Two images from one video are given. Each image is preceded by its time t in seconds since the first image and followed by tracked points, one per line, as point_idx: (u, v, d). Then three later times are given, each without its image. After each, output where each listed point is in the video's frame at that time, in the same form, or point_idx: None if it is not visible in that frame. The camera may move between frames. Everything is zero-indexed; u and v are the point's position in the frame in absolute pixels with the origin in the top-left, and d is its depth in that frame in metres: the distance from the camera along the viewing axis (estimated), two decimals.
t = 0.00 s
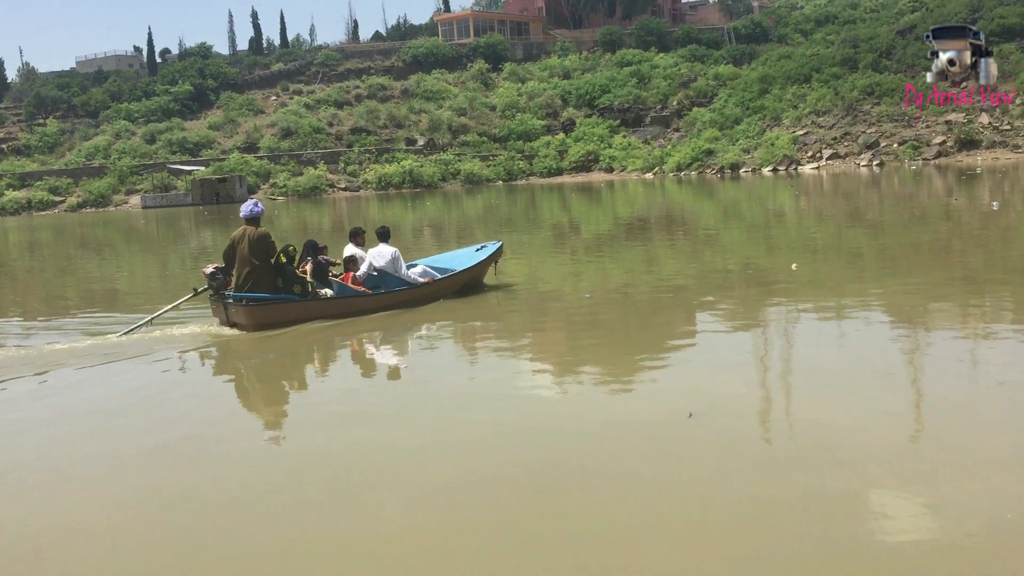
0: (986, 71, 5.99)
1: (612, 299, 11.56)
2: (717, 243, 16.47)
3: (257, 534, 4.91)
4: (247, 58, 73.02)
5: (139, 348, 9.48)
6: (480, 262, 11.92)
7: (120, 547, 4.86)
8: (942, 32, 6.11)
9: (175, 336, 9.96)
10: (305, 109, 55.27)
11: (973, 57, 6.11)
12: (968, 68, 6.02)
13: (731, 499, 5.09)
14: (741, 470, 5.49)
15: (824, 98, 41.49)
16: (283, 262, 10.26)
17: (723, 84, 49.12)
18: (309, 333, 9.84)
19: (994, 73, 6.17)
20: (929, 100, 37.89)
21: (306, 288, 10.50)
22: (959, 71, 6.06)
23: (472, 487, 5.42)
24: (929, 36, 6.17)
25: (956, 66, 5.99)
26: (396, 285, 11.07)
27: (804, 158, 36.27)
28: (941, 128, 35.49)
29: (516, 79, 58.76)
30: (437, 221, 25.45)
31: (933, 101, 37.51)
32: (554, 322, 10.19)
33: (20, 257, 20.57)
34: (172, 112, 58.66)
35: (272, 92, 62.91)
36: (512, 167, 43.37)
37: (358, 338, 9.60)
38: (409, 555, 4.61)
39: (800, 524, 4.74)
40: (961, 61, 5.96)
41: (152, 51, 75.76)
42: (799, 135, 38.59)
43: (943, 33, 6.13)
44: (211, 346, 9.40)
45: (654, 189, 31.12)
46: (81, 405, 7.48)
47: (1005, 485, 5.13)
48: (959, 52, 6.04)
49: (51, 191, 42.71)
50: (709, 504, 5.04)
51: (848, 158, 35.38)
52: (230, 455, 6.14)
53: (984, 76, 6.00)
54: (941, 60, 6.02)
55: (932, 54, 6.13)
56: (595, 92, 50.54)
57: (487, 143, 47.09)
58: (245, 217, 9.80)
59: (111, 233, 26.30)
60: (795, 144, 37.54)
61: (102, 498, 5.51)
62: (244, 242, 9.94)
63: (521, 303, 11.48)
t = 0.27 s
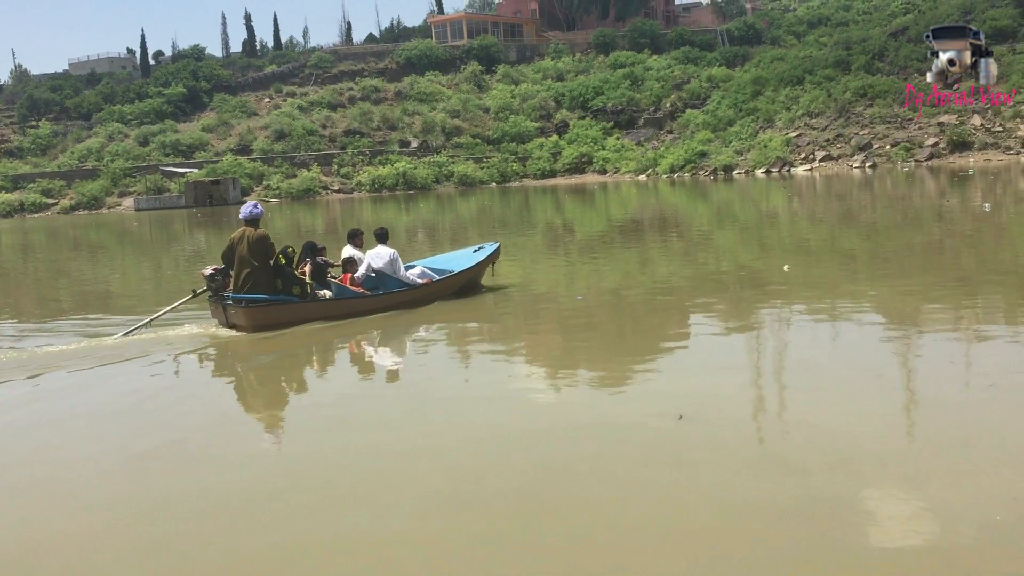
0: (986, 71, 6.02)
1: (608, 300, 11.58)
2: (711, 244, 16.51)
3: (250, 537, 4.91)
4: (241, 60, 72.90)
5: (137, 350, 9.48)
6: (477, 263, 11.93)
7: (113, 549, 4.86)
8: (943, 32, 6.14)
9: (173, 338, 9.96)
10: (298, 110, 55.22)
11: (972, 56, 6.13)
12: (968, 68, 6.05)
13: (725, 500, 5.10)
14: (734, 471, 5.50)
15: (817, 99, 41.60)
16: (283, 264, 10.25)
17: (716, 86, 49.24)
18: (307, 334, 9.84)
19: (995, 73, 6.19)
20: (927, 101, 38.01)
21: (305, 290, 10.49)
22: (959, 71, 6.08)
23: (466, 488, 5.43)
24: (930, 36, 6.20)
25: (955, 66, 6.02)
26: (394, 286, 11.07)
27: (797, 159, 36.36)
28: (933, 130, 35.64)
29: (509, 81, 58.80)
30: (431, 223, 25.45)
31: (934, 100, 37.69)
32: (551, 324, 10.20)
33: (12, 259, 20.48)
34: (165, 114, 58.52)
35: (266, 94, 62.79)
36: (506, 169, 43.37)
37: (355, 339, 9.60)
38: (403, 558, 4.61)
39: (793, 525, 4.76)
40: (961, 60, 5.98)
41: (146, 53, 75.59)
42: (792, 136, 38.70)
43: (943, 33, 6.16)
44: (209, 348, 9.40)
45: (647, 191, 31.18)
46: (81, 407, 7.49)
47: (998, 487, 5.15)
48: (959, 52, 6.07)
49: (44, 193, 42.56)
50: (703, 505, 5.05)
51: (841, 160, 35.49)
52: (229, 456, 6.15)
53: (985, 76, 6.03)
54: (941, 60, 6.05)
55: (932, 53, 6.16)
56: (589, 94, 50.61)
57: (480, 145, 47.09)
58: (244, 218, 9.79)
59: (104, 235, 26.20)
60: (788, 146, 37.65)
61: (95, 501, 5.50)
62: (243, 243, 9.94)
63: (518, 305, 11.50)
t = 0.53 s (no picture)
0: (986, 71, 6.07)
1: (605, 302, 11.61)
2: (706, 245, 16.56)
3: (250, 537, 4.93)
4: (236, 62, 72.83)
5: (137, 350, 9.49)
6: (477, 264, 11.95)
7: (112, 550, 4.86)
8: (942, 32, 6.20)
9: (173, 338, 9.98)
10: (293, 112, 55.20)
11: (972, 57, 6.18)
12: (968, 67, 6.10)
13: (717, 500, 5.14)
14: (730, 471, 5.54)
15: (811, 101, 41.71)
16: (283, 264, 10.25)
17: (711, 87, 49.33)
18: (306, 335, 9.85)
19: (995, 73, 6.24)
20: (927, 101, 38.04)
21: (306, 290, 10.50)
22: (959, 71, 6.13)
23: (465, 488, 5.45)
24: (930, 36, 6.25)
25: (955, 66, 6.07)
26: (394, 287, 11.07)
27: (791, 161, 36.44)
28: (927, 131, 35.76)
29: (504, 82, 58.85)
30: (426, 224, 25.47)
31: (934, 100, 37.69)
32: (549, 325, 10.23)
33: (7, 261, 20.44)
34: (159, 115, 58.43)
35: (261, 95, 62.73)
36: (501, 171, 43.39)
37: (354, 339, 9.62)
38: (398, 556, 4.64)
39: (787, 527, 4.79)
40: (961, 61, 6.03)
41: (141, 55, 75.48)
42: (786, 138, 38.79)
43: (943, 33, 6.21)
44: (208, 348, 9.42)
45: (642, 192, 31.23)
46: (82, 408, 7.51)
47: (992, 486, 5.19)
48: (959, 52, 6.11)
49: (38, 195, 42.45)
50: (699, 504, 5.09)
51: (835, 161, 35.58)
52: (229, 457, 6.16)
53: (985, 76, 6.08)
54: (942, 61, 6.09)
55: (932, 53, 6.22)
56: (584, 95, 50.69)
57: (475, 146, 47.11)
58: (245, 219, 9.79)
59: (99, 237, 26.15)
60: (782, 147, 37.74)
61: (94, 500, 5.52)
62: (243, 244, 9.93)
63: (516, 305, 11.52)
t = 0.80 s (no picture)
0: (986, 72, 6.09)
1: (603, 302, 11.63)
2: (702, 246, 16.58)
3: (250, 538, 4.93)
4: (232, 62, 72.72)
5: (136, 350, 9.49)
6: (476, 264, 11.96)
7: (111, 551, 4.87)
8: (942, 32, 6.23)
9: (173, 338, 9.98)
10: (289, 112, 55.15)
11: (973, 57, 6.20)
12: (968, 68, 6.12)
13: (716, 500, 5.16)
14: (730, 470, 5.55)
15: (806, 101, 41.79)
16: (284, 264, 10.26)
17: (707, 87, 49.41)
18: (306, 334, 9.86)
19: (995, 73, 6.26)
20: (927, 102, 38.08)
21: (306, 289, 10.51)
22: (959, 71, 6.15)
23: (466, 489, 5.46)
24: (929, 36, 6.28)
25: (955, 66, 6.08)
26: (394, 287, 11.06)
27: (787, 161, 36.50)
28: (922, 132, 35.87)
29: (500, 83, 58.88)
30: (422, 225, 25.47)
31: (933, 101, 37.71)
32: (547, 325, 10.23)
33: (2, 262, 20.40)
34: (154, 116, 58.33)
35: (256, 96, 62.65)
36: (496, 171, 43.40)
37: (353, 339, 9.62)
38: (399, 557, 4.64)
39: (784, 527, 4.80)
40: (961, 61, 6.05)
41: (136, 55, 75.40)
42: (781, 138, 38.87)
43: (943, 33, 6.24)
44: (208, 348, 9.42)
45: (638, 193, 31.27)
46: (81, 408, 7.50)
47: (991, 486, 5.21)
48: (959, 52, 6.13)
49: (32, 195, 42.35)
50: (698, 504, 5.11)
51: (830, 161, 35.65)
52: (228, 458, 6.17)
53: (984, 76, 6.10)
54: (942, 60, 6.11)
55: (932, 54, 6.24)
56: (580, 96, 50.74)
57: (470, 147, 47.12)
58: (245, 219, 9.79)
59: (93, 237, 26.08)
60: (777, 148, 37.80)
61: (94, 501, 5.53)
62: (244, 244, 9.93)
63: (515, 306, 11.53)
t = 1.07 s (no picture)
0: (986, 71, 6.13)
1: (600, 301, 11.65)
2: (697, 245, 16.62)
3: (255, 536, 4.95)
4: (225, 61, 72.53)
5: (136, 349, 9.49)
6: (475, 262, 11.99)
7: (116, 550, 4.88)
8: (942, 33, 6.27)
9: (173, 336, 9.99)
10: (282, 111, 55.06)
11: (973, 57, 6.25)
12: (967, 68, 6.16)
13: (716, 497, 5.19)
14: (731, 469, 5.59)
15: (800, 101, 41.90)
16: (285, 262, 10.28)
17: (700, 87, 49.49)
18: (306, 332, 9.87)
19: (994, 74, 6.30)
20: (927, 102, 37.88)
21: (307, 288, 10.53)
22: (959, 71, 6.19)
23: (468, 486, 5.48)
24: (929, 36, 6.32)
25: (955, 66, 6.12)
26: (394, 285, 11.07)
27: (780, 160, 36.58)
28: (915, 131, 35.99)
29: (494, 82, 58.88)
30: (416, 224, 25.45)
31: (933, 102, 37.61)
32: (545, 324, 10.25)
33: None
34: (147, 115, 58.15)
35: (249, 95, 62.53)
36: (490, 170, 43.39)
37: (353, 338, 9.63)
38: (403, 556, 4.65)
39: (784, 524, 4.83)
40: (961, 61, 6.09)
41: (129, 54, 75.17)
42: (775, 137, 38.96)
43: (943, 33, 6.29)
44: (208, 347, 9.43)
45: (632, 192, 31.30)
46: (82, 407, 7.51)
47: (988, 483, 5.26)
48: (958, 52, 6.18)
49: (25, 194, 42.18)
50: (699, 502, 5.14)
51: (824, 161, 35.74)
52: (230, 456, 6.18)
53: (984, 76, 6.15)
54: (941, 61, 6.15)
55: (932, 53, 6.29)
56: (573, 95, 50.78)
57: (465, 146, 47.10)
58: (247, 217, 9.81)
59: (86, 237, 25.99)
60: (771, 147, 37.89)
61: (95, 500, 5.53)
62: (245, 242, 9.95)
63: (512, 305, 11.55)
